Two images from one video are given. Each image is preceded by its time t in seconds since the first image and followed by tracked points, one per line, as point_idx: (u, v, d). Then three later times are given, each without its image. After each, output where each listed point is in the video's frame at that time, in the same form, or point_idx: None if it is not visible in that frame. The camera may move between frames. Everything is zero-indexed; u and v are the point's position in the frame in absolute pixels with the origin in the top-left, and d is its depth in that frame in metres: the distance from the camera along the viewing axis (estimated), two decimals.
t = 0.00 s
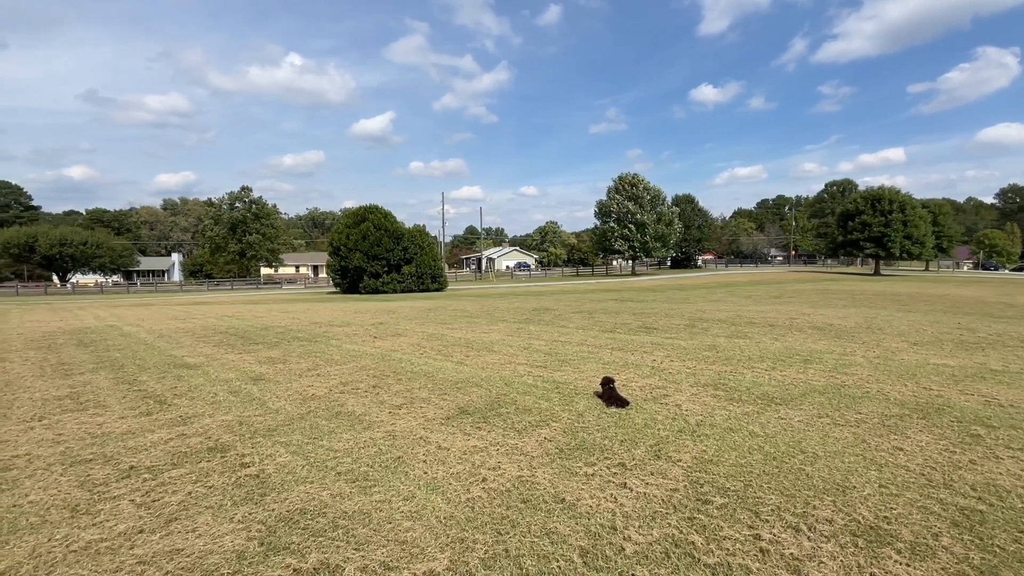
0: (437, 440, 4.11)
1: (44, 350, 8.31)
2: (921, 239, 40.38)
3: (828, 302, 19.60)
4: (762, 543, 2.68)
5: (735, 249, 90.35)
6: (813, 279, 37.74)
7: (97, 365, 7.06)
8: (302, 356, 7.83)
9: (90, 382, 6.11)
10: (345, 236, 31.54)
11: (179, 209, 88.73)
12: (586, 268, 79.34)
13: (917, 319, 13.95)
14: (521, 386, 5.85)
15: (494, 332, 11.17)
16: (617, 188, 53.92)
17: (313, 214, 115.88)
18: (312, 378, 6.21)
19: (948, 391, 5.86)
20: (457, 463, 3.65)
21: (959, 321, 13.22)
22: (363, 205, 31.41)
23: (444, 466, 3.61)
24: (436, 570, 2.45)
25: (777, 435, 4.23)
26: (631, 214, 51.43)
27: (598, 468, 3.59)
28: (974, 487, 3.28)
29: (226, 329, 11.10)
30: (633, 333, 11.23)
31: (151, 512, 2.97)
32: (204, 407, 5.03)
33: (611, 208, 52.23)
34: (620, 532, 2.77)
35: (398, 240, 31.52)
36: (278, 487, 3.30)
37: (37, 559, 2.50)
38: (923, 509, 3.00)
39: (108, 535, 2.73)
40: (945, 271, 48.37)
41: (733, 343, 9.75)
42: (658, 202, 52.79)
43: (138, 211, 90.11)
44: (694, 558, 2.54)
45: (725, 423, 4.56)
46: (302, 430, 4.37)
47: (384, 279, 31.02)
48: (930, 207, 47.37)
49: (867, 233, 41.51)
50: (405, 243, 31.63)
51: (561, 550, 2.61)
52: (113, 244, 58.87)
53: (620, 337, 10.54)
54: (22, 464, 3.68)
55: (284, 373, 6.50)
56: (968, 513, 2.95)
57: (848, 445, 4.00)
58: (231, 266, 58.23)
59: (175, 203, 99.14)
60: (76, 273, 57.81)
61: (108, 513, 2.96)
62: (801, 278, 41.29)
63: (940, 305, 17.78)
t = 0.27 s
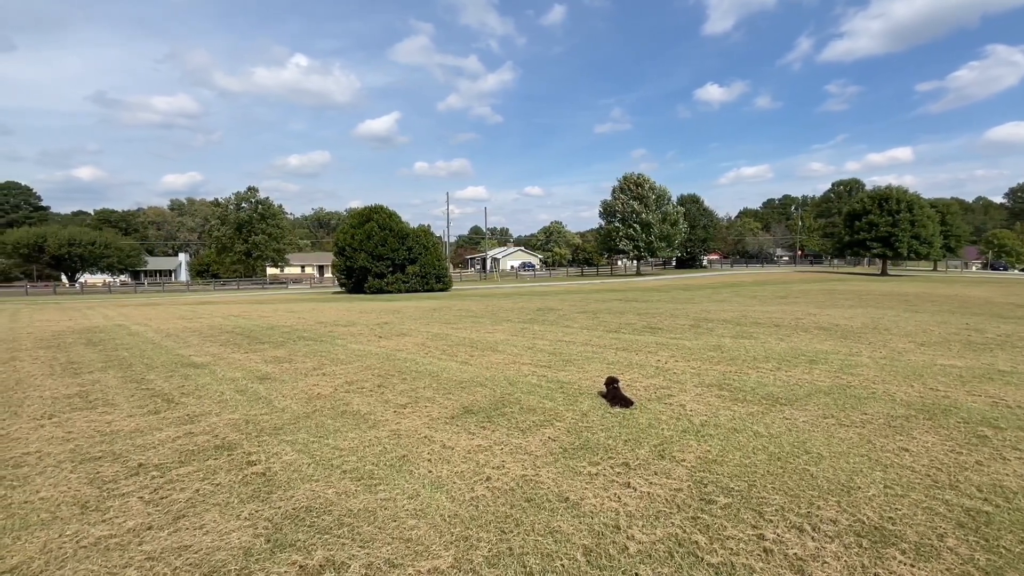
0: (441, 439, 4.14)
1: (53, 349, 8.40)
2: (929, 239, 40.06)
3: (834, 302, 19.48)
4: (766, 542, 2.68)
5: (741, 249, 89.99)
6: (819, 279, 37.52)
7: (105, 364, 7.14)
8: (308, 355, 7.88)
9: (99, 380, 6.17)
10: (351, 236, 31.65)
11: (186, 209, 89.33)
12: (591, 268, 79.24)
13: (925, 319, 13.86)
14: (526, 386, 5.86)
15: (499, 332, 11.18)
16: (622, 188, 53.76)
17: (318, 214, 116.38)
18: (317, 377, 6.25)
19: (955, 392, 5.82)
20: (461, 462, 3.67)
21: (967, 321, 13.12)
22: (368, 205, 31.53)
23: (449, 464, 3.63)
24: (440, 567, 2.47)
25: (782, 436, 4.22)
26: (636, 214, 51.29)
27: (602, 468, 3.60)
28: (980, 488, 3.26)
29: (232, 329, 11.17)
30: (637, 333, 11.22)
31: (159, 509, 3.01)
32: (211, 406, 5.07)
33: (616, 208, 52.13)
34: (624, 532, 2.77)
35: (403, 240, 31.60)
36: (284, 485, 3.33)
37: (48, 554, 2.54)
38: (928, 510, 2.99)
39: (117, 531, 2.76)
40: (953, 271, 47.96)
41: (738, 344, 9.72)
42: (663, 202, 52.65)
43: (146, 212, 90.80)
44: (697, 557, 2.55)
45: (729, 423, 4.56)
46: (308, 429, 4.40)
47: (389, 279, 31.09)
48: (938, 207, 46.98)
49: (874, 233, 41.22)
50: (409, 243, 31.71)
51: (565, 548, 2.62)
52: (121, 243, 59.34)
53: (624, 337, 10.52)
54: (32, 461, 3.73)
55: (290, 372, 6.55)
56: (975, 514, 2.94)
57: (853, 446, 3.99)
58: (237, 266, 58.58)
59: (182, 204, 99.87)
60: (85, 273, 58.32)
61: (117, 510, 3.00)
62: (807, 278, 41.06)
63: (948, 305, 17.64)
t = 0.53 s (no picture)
0: (444, 439, 4.16)
1: (62, 348, 8.49)
2: (937, 238, 39.73)
3: (840, 302, 19.36)
4: (768, 544, 2.68)
5: (746, 249, 89.60)
6: (826, 279, 37.29)
7: (112, 363, 7.21)
8: (313, 355, 7.92)
9: (106, 379, 6.24)
10: (355, 236, 31.77)
11: (192, 209, 89.92)
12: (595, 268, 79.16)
13: (932, 320, 13.76)
14: (529, 386, 5.87)
15: (502, 332, 11.18)
16: (627, 188, 53.64)
17: (324, 214, 116.87)
18: (322, 377, 6.29)
19: (962, 393, 5.78)
20: (463, 462, 3.68)
21: (975, 322, 13.01)
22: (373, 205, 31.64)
23: (451, 464, 3.64)
24: (442, 566, 2.48)
25: (785, 437, 4.21)
26: (641, 213, 51.17)
27: (605, 468, 3.61)
28: (986, 490, 3.24)
29: (237, 328, 11.24)
30: (641, 333, 11.20)
31: (164, 507, 3.04)
32: (216, 405, 5.11)
33: (621, 208, 52.03)
34: (625, 532, 2.78)
35: (407, 240, 31.68)
36: (287, 484, 3.36)
37: (56, 551, 2.57)
38: (932, 512, 2.98)
39: (124, 528, 2.80)
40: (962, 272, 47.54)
41: (743, 344, 9.68)
42: (668, 202, 52.51)
43: (153, 212, 91.51)
44: (699, 558, 2.54)
45: (733, 424, 4.54)
46: (312, 428, 4.43)
47: (394, 279, 31.17)
48: (946, 207, 46.58)
49: (881, 232, 40.93)
50: (414, 243, 31.79)
51: (566, 548, 2.62)
52: (128, 244, 59.81)
53: (629, 337, 10.50)
54: (40, 459, 3.77)
55: (295, 372, 6.60)
56: (980, 516, 2.92)
57: (857, 447, 3.97)
58: (243, 266, 58.93)
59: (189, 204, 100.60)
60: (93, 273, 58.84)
61: (124, 508, 3.03)
62: (813, 278, 40.83)
63: (955, 305, 17.49)
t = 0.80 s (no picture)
0: (448, 438, 4.17)
1: (69, 348, 8.56)
2: (944, 238, 39.43)
3: (846, 303, 19.24)
4: (771, 545, 2.67)
5: (751, 249, 89.26)
6: (832, 279, 37.09)
7: (119, 362, 7.26)
8: (317, 354, 7.95)
9: (113, 379, 6.28)
10: (360, 236, 31.88)
11: (198, 210, 90.42)
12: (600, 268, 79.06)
13: (939, 320, 13.66)
14: (532, 386, 5.87)
15: (506, 332, 11.19)
16: (631, 187, 53.52)
17: (329, 214, 117.29)
18: (326, 376, 6.31)
19: (969, 394, 5.73)
20: (466, 461, 3.69)
21: (982, 322, 12.91)
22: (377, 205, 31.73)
23: (455, 463, 3.65)
24: (445, 565, 2.49)
25: (790, 437, 4.19)
26: (645, 213, 51.05)
27: (608, 468, 3.60)
28: (992, 492, 3.22)
29: (242, 328, 11.30)
30: (645, 333, 11.17)
31: (170, 505, 3.07)
32: (222, 404, 5.15)
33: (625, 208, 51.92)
34: (628, 532, 2.77)
35: (411, 240, 31.75)
36: (292, 482, 3.38)
37: (62, 548, 2.59)
38: (938, 513, 2.96)
39: (129, 526, 2.82)
40: (969, 272, 47.16)
41: (748, 344, 9.64)
42: (672, 202, 52.36)
43: (160, 212, 92.12)
44: (702, 559, 2.54)
45: (737, 424, 4.52)
46: (316, 427, 4.45)
47: (398, 279, 31.23)
48: (953, 206, 46.22)
49: (887, 232, 40.68)
50: (418, 243, 31.85)
51: (569, 548, 2.63)
52: (135, 244, 60.26)
53: (633, 337, 10.48)
54: (47, 457, 3.80)
55: (300, 371, 6.62)
56: (985, 518, 2.90)
57: (863, 448, 3.95)
58: (249, 266, 59.20)
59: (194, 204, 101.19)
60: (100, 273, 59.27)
61: (129, 506, 3.05)
62: (819, 278, 40.60)
63: (963, 305, 17.34)
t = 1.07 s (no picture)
0: (449, 438, 4.17)
1: (74, 347, 8.61)
2: (951, 238, 39.16)
3: (851, 303, 19.13)
4: (772, 546, 2.66)
5: (756, 249, 88.95)
6: (837, 279, 36.90)
7: (123, 362, 7.30)
8: (319, 354, 7.97)
9: (117, 378, 6.32)
10: (363, 236, 31.95)
11: (203, 210, 90.85)
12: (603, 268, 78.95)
13: (945, 320, 13.56)
14: (534, 386, 5.87)
15: (509, 332, 11.19)
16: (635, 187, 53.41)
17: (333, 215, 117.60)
18: (329, 376, 6.33)
19: (975, 395, 5.69)
20: (467, 461, 3.69)
21: (988, 322, 12.81)
22: (381, 205, 31.81)
23: (455, 463, 3.65)
24: (444, 565, 2.49)
25: (792, 438, 4.17)
26: (649, 213, 50.94)
27: (609, 468, 3.59)
28: (996, 493, 3.19)
29: (246, 328, 11.35)
30: (648, 333, 11.14)
31: (172, 504, 3.08)
32: (224, 403, 5.17)
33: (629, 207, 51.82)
34: (628, 533, 2.77)
35: (415, 240, 31.79)
36: (293, 482, 3.38)
37: (64, 547, 2.61)
38: (941, 515, 2.94)
39: (131, 525, 2.84)
40: (976, 272, 46.83)
41: (751, 345, 9.60)
42: (676, 202, 52.22)
43: (165, 213, 92.64)
44: (702, 560, 2.53)
45: (739, 425, 4.50)
46: (318, 427, 4.46)
47: (402, 279, 31.28)
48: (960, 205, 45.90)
49: (893, 232, 40.43)
50: (421, 243, 31.89)
51: (569, 548, 2.62)
52: (141, 244, 60.62)
53: (635, 337, 10.45)
54: (51, 456, 3.83)
55: (302, 371, 6.65)
56: (989, 519, 2.88)
57: (866, 449, 3.92)
58: (253, 266, 59.44)
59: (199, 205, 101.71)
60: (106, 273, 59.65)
61: (132, 505, 3.07)
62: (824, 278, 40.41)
63: (969, 306, 17.21)
